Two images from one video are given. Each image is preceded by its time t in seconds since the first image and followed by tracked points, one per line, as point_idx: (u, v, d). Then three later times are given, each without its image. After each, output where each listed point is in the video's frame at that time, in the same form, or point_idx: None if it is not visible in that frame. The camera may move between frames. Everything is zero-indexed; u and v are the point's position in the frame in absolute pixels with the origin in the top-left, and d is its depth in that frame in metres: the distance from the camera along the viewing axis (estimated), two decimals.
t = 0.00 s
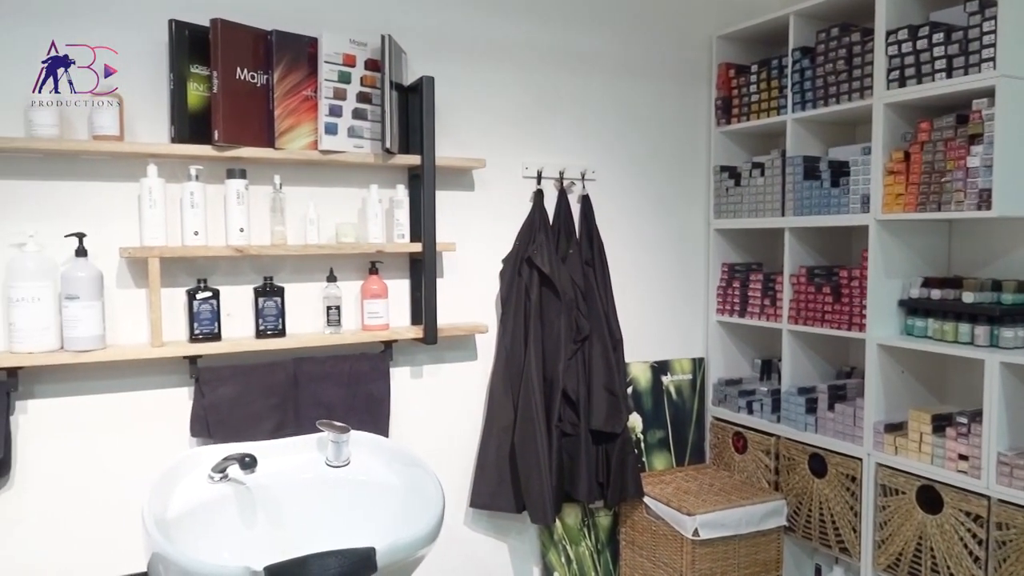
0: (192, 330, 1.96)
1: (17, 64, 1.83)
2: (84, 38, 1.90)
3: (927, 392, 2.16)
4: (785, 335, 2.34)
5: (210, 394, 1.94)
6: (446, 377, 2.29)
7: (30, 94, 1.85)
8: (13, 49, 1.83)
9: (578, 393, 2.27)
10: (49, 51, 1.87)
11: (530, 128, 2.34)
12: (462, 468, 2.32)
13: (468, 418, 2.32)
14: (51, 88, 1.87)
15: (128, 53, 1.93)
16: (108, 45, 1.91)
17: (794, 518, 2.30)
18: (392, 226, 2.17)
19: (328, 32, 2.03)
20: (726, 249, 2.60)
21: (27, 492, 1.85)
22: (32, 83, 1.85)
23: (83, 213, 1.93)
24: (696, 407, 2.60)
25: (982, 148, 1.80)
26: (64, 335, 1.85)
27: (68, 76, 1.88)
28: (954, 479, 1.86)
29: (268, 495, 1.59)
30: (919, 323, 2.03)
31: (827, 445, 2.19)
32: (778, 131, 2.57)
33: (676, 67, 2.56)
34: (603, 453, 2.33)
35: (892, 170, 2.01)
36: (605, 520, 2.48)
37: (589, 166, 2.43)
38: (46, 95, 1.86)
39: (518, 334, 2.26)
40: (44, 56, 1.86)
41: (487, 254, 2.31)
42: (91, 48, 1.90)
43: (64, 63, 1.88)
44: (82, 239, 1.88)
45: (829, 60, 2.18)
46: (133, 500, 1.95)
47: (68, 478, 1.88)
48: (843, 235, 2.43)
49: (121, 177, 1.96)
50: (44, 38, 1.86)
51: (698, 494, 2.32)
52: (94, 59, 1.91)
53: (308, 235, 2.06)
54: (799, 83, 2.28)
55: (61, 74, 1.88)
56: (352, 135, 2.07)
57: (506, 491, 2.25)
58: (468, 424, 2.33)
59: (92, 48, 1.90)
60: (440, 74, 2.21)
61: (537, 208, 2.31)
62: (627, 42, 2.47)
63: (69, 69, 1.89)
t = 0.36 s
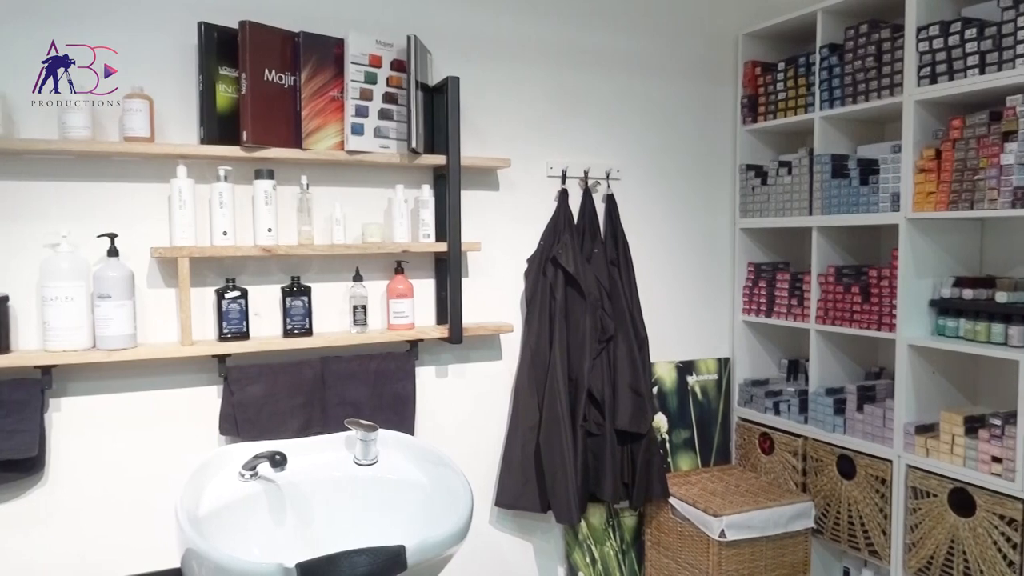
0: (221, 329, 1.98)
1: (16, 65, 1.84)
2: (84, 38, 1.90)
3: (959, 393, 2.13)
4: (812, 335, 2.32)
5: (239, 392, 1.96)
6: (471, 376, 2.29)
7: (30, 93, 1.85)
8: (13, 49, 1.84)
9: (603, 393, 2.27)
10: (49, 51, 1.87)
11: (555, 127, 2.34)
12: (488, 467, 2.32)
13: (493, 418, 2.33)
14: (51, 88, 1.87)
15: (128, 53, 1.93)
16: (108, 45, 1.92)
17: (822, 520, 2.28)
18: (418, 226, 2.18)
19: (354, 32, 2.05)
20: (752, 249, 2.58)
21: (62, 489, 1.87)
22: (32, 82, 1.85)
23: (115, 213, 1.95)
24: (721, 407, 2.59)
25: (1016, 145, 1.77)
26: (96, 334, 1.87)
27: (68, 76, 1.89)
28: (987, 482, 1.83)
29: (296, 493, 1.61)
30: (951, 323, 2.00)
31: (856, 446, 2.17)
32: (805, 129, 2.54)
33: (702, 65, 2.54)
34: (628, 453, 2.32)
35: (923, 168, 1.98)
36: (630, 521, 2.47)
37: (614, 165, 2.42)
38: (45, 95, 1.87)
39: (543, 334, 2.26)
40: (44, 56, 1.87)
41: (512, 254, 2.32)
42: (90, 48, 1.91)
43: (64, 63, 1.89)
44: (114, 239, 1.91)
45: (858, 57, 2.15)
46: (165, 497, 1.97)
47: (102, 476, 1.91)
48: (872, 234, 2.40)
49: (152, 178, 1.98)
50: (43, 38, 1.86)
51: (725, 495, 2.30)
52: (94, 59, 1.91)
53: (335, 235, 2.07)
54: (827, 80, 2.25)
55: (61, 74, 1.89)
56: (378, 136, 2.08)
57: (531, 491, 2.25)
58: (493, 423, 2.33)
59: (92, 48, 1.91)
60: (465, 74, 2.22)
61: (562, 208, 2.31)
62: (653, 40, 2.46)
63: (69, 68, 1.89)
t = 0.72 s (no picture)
0: (258, 330, 2.00)
1: (17, 63, 1.85)
2: (84, 38, 1.90)
3: (1002, 397, 2.09)
4: (850, 338, 2.29)
5: (276, 393, 1.98)
6: (503, 378, 2.30)
7: (30, 93, 1.86)
8: (13, 49, 1.84)
9: (636, 395, 2.26)
10: (49, 51, 1.88)
11: (587, 128, 2.34)
12: (521, 469, 2.32)
13: (526, 419, 2.33)
14: (50, 88, 1.88)
15: (128, 53, 1.93)
16: (108, 45, 1.92)
17: (860, 525, 2.25)
18: (451, 228, 2.19)
19: (389, 36, 2.06)
20: (786, 250, 2.55)
21: (103, 488, 1.91)
22: (32, 82, 1.86)
23: (155, 216, 1.99)
24: (756, 410, 2.56)
25: None
26: (137, 335, 1.90)
27: (68, 76, 1.89)
28: None
29: (334, 493, 1.62)
30: (994, 325, 1.96)
31: (895, 451, 2.13)
32: (841, 129, 2.51)
33: (735, 65, 2.52)
34: (662, 456, 2.31)
35: (965, 168, 1.95)
36: (664, 524, 2.45)
37: (647, 166, 2.41)
38: (46, 95, 1.88)
39: (576, 336, 2.25)
40: (44, 56, 1.87)
41: (544, 256, 2.31)
42: (91, 48, 1.91)
43: (64, 63, 1.89)
44: (154, 241, 1.94)
45: (897, 55, 2.12)
46: (205, 496, 2.00)
47: (142, 475, 1.94)
48: (911, 235, 2.36)
49: (190, 181, 2.01)
50: (44, 38, 1.87)
51: (760, 499, 2.28)
52: (94, 59, 1.91)
53: (370, 237, 2.09)
54: (865, 79, 2.22)
55: (61, 74, 1.89)
56: (412, 139, 2.09)
57: (564, 493, 2.25)
58: (526, 425, 2.33)
59: (92, 48, 1.91)
60: (498, 77, 2.22)
61: (595, 210, 2.30)
62: (686, 41, 2.45)
63: (69, 68, 1.89)
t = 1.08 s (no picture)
0: (291, 332, 2.01)
1: (16, 64, 1.85)
2: (84, 38, 1.90)
3: None
4: (884, 341, 2.26)
5: (308, 395, 1.99)
6: (533, 380, 2.30)
7: (30, 93, 1.87)
8: (13, 50, 1.85)
9: (666, 398, 2.25)
10: (49, 51, 1.88)
11: (616, 130, 2.33)
12: (550, 471, 2.32)
13: (556, 422, 2.33)
14: (50, 88, 1.89)
15: (127, 53, 1.93)
16: (108, 45, 1.92)
17: (894, 530, 2.22)
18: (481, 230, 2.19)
19: (419, 39, 2.07)
20: (817, 251, 2.53)
21: (139, 488, 1.93)
22: (32, 82, 1.87)
23: (190, 219, 2.01)
24: (787, 413, 2.54)
25: None
26: (172, 337, 1.92)
27: (67, 76, 1.90)
28: None
29: (368, 495, 1.62)
30: None
31: (931, 455, 2.10)
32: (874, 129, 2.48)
33: (766, 65, 2.50)
34: (692, 459, 2.29)
35: (1003, 168, 1.91)
36: (693, 527, 2.44)
37: (677, 167, 2.40)
38: (46, 95, 1.88)
39: (606, 338, 2.25)
40: (44, 56, 1.88)
41: (574, 258, 2.31)
42: (91, 48, 1.91)
43: (64, 63, 1.89)
44: (189, 244, 1.96)
45: (933, 54, 2.09)
46: (240, 496, 2.02)
47: (178, 475, 1.96)
48: (946, 236, 2.33)
49: (224, 185, 2.03)
50: (44, 38, 1.87)
51: (792, 503, 2.26)
52: (94, 59, 1.91)
53: (400, 239, 2.10)
54: (899, 78, 2.20)
55: (61, 74, 1.89)
56: (442, 141, 2.09)
57: (593, 496, 2.24)
58: (555, 427, 2.33)
59: (92, 48, 1.91)
60: (527, 79, 2.22)
61: (624, 212, 2.29)
62: (715, 40, 2.43)
63: (68, 68, 1.90)
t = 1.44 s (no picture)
0: (324, 330, 2.02)
1: (19, 62, 1.86)
2: (85, 38, 1.90)
3: None
4: (920, 341, 2.23)
5: (341, 392, 2.00)
6: (563, 378, 2.29)
7: (30, 94, 1.87)
8: (13, 51, 1.86)
9: (698, 397, 2.24)
10: (49, 51, 1.89)
11: (647, 127, 2.32)
12: (580, 470, 2.32)
13: (585, 420, 2.32)
14: (51, 88, 1.89)
15: (128, 53, 1.93)
16: (108, 45, 1.92)
17: (930, 532, 2.19)
18: (512, 228, 2.19)
19: (452, 38, 2.07)
20: (850, 250, 2.50)
21: (175, 483, 1.96)
22: (32, 83, 1.87)
23: (226, 218, 2.03)
24: (819, 413, 2.52)
25: None
26: (208, 334, 1.95)
27: (68, 76, 1.90)
28: None
29: (404, 492, 1.63)
30: None
31: (969, 457, 2.07)
32: (909, 126, 2.45)
33: (798, 62, 2.48)
34: (723, 459, 2.28)
35: None
36: (724, 528, 2.42)
37: (708, 165, 2.38)
38: (46, 95, 1.89)
39: (637, 337, 2.24)
40: (45, 56, 1.88)
41: (604, 256, 2.31)
42: (91, 48, 1.91)
43: (65, 63, 1.90)
44: (225, 243, 1.98)
45: (972, 49, 2.05)
46: (275, 492, 2.04)
47: (213, 470, 1.99)
48: (984, 234, 2.30)
49: (258, 183, 2.05)
50: (44, 38, 1.87)
51: (825, 504, 2.24)
52: (94, 59, 1.91)
53: (432, 238, 2.10)
54: (937, 75, 2.16)
55: (62, 74, 1.90)
56: (474, 140, 2.09)
57: (624, 495, 2.23)
58: (585, 426, 2.32)
59: (92, 48, 1.91)
60: (558, 77, 2.22)
61: (656, 210, 2.28)
62: (747, 37, 2.41)
63: (69, 69, 1.90)
